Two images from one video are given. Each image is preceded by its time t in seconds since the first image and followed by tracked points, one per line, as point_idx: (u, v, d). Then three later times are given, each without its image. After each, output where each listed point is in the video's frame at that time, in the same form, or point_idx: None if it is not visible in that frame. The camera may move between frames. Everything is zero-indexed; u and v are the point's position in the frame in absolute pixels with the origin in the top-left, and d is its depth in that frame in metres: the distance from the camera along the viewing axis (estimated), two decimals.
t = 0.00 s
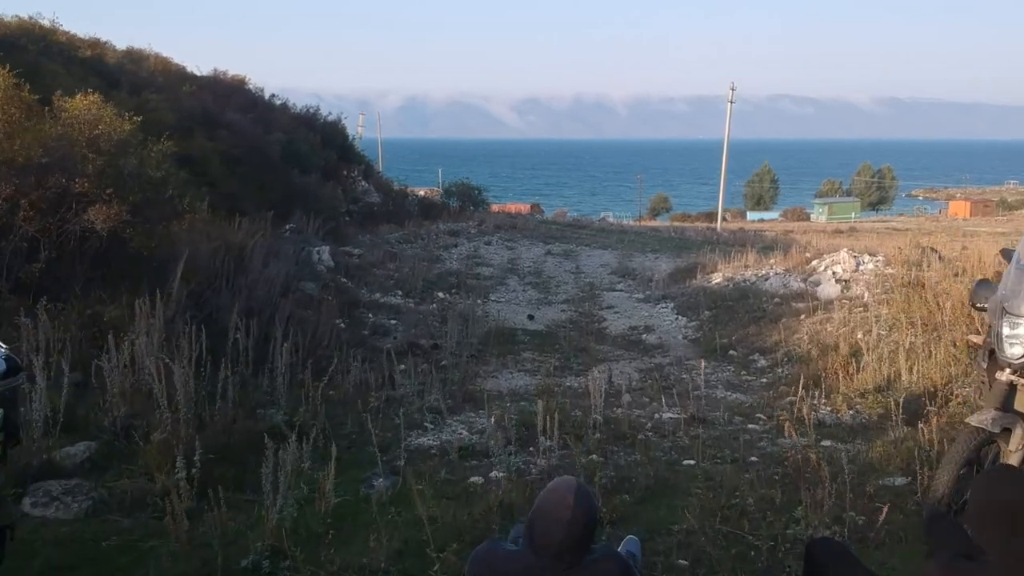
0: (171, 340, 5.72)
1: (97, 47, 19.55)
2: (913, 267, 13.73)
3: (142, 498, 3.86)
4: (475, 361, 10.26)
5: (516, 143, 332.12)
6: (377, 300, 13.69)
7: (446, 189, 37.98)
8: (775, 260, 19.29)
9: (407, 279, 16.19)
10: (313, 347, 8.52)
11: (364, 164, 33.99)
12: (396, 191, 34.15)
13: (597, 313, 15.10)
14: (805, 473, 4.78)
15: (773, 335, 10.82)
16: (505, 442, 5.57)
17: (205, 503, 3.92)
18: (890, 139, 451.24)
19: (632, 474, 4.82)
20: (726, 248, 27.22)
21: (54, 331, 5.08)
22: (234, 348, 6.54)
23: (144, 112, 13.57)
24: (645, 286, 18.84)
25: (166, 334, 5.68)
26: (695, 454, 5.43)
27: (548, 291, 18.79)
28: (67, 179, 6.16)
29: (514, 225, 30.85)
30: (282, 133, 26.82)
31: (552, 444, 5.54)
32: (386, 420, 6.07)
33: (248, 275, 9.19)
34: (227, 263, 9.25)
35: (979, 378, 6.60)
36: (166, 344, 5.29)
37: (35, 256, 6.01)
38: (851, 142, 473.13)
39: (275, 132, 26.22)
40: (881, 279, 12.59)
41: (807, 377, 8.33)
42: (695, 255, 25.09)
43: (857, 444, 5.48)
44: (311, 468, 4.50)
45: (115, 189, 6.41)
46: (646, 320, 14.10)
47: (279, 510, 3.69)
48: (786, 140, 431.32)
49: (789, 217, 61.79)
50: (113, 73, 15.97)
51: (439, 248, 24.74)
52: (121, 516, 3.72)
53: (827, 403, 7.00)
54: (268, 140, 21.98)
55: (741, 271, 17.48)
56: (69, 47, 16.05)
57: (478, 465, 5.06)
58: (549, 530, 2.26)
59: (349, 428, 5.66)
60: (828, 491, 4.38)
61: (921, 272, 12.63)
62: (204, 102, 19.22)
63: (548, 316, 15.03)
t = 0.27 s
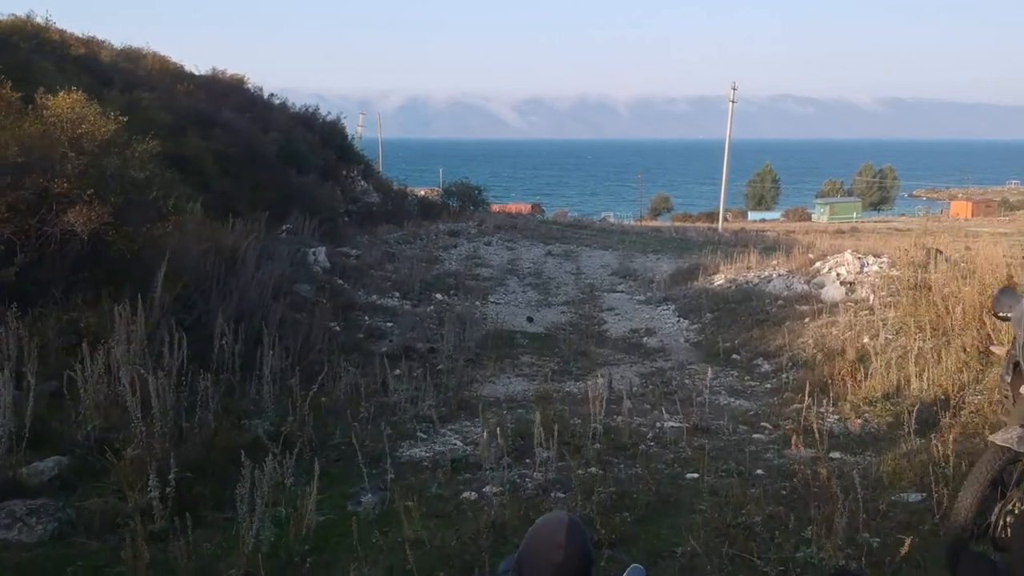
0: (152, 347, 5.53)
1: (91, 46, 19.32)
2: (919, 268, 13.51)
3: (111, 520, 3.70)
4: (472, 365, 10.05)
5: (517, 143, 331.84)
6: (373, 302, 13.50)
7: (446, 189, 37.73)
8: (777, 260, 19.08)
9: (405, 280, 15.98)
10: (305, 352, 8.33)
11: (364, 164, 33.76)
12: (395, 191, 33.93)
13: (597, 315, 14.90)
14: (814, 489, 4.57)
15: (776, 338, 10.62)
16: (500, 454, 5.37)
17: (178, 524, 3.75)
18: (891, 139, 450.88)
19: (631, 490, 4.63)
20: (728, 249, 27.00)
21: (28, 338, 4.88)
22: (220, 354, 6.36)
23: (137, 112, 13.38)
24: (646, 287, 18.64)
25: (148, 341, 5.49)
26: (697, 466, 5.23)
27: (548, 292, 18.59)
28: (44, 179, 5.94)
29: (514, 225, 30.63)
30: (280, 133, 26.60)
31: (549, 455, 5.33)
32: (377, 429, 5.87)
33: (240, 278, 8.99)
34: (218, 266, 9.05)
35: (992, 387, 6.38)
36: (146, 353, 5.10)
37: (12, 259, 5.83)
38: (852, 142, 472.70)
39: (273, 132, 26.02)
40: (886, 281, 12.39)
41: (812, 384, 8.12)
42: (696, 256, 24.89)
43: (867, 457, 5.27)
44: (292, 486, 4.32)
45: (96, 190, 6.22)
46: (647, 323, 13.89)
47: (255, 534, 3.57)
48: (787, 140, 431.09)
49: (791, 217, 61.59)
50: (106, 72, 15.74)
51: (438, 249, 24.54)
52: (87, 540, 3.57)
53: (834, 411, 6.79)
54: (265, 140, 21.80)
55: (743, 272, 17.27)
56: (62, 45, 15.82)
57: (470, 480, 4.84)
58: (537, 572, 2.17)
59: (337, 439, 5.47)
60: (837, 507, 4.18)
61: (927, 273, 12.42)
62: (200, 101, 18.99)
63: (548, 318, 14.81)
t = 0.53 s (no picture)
0: (137, 357, 5.34)
1: (87, 45, 19.10)
2: (926, 271, 13.30)
3: (84, 545, 3.58)
4: (471, 371, 9.83)
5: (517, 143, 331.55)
6: (371, 304, 13.30)
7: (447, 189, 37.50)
8: (781, 262, 18.87)
9: (404, 282, 15.76)
10: (298, 359, 8.14)
11: (363, 164, 33.54)
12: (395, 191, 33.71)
13: (599, 318, 14.69)
14: (827, 508, 4.37)
15: (781, 343, 10.41)
16: (498, 468, 5.17)
17: (153, 551, 3.60)
18: (892, 139, 450.44)
19: (635, 508, 4.44)
20: (730, 250, 26.78)
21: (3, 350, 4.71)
22: (209, 363, 6.17)
23: (132, 112, 13.18)
24: (648, 289, 18.44)
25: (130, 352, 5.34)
26: (704, 482, 5.01)
27: (549, 294, 18.39)
28: (25, 184, 5.82)
29: (515, 226, 30.43)
30: (279, 133, 26.38)
31: (549, 469, 5.12)
32: (371, 441, 5.67)
33: (233, 281, 8.79)
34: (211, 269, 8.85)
35: (1009, 397, 6.17)
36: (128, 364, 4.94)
37: None
38: (853, 142, 472.29)
39: (272, 132, 25.80)
40: (893, 284, 12.18)
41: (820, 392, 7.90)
42: (699, 257, 24.68)
43: (881, 472, 5.05)
44: (278, 506, 4.13)
45: (80, 193, 6.06)
46: (649, 326, 13.67)
47: (234, 562, 3.41)
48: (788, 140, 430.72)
49: (793, 217, 61.39)
50: (101, 70, 15.53)
51: (438, 249, 24.33)
52: (57, 567, 3.44)
53: (844, 420, 6.59)
54: (264, 140, 21.60)
55: (747, 274, 17.06)
56: (57, 43, 15.61)
57: (467, 497, 4.64)
58: None
59: (328, 452, 5.27)
60: (853, 529, 3.99)
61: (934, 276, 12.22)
62: (197, 100, 18.77)
63: (548, 320, 14.60)
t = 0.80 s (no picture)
0: (116, 369, 5.10)
1: (83, 45, 18.90)
2: (933, 274, 13.08)
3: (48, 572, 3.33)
4: (470, 377, 9.60)
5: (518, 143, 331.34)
6: (369, 307, 13.07)
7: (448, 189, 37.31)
8: (784, 264, 18.66)
9: (403, 284, 15.54)
10: (292, 366, 7.93)
11: (363, 164, 33.35)
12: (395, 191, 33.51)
13: (601, 322, 14.47)
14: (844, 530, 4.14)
15: (787, 348, 10.19)
16: (496, 484, 4.94)
17: None
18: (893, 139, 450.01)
19: (640, 529, 4.21)
20: (733, 251, 26.58)
21: None
22: (197, 372, 5.97)
23: (126, 112, 12.98)
24: (649, 291, 18.23)
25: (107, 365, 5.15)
26: (712, 500, 4.78)
27: (549, 296, 18.17)
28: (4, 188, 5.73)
29: (516, 227, 30.23)
30: (278, 133, 26.19)
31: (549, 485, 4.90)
32: (364, 454, 5.45)
33: (225, 286, 8.57)
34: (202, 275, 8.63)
35: None
36: (106, 379, 4.74)
37: None
38: (854, 141, 471.97)
39: (271, 132, 25.60)
40: (900, 287, 11.95)
41: (828, 400, 7.68)
42: (701, 259, 24.48)
43: (897, 488, 4.83)
44: (260, 531, 3.89)
45: (60, 196, 5.98)
46: (652, 329, 13.45)
47: None
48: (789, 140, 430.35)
49: (795, 218, 61.20)
50: (96, 70, 15.33)
51: (438, 250, 24.13)
52: None
53: (856, 431, 6.36)
54: (263, 140, 21.39)
55: (750, 276, 16.84)
56: (51, 42, 15.40)
57: (463, 515, 4.41)
58: None
59: (319, 467, 5.04)
60: (871, 555, 3.76)
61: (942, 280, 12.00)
62: (194, 100, 18.57)
63: (549, 324, 14.37)
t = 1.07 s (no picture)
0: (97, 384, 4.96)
1: (79, 46, 18.70)
2: (940, 279, 12.88)
3: None
4: (468, 385, 9.39)
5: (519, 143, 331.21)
6: (367, 312, 12.87)
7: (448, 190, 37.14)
8: (787, 267, 18.46)
9: (402, 288, 15.34)
10: (284, 376, 7.74)
11: (363, 165, 33.17)
12: (395, 193, 33.33)
13: (602, 326, 14.27)
14: (860, 558, 3.93)
15: (792, 355, 9.98)
16: (494, 504, 4.73)
17: None
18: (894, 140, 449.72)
19: (645, 555, 4.00)
20: (734, 253, 26.40)
21: None
22: (183, 384, 5.80)
23: (121, 113, 12.79)
24: (651, 294, 18.04)
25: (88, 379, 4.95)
26: (720, 521, 4.57)
27: (550, 299, 17.98)
28: None
29: (516, 228, 30.05)
30: (277, 134, 26.00)
31: (550, 505, 4.70)
32: (356, 470, 5.24)
33: (217, 292, 8.37)
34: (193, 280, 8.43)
35: None
36: (85, 395, 4.54)
37: None
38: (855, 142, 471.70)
39: (270, 134, 25.41)
40: (907, 292, 11.74)
41: (836, 411, 7.47)
42: (703, 261, 24.30)
43: (913, 509, 4.62)
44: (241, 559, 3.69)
45: (39, 202, 5.70)
46: (654, 334, 13.25)
47: None
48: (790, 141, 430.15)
49: (795, 219, 61.05)
50: (90, 71, 15.13)
51: (438, 252, 23.94)
52: None
53: (867, 445, 6.15)
54: (261, 141, 21.21)
55: (753, 279, 16.65)
56: (45, 43, 15.20)
57: (458, 539, 4.20)
58: None
59: (308, 484, 4.84)
60: None
61: (950, 285, 11.79)
62: (191, 102, 18.37)
63: (550, 328, 14.17)
